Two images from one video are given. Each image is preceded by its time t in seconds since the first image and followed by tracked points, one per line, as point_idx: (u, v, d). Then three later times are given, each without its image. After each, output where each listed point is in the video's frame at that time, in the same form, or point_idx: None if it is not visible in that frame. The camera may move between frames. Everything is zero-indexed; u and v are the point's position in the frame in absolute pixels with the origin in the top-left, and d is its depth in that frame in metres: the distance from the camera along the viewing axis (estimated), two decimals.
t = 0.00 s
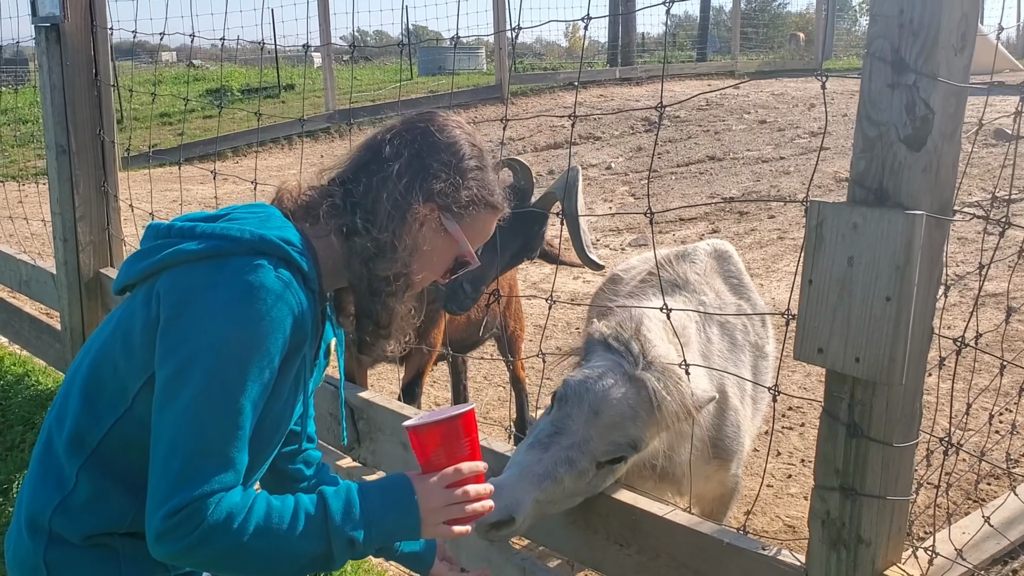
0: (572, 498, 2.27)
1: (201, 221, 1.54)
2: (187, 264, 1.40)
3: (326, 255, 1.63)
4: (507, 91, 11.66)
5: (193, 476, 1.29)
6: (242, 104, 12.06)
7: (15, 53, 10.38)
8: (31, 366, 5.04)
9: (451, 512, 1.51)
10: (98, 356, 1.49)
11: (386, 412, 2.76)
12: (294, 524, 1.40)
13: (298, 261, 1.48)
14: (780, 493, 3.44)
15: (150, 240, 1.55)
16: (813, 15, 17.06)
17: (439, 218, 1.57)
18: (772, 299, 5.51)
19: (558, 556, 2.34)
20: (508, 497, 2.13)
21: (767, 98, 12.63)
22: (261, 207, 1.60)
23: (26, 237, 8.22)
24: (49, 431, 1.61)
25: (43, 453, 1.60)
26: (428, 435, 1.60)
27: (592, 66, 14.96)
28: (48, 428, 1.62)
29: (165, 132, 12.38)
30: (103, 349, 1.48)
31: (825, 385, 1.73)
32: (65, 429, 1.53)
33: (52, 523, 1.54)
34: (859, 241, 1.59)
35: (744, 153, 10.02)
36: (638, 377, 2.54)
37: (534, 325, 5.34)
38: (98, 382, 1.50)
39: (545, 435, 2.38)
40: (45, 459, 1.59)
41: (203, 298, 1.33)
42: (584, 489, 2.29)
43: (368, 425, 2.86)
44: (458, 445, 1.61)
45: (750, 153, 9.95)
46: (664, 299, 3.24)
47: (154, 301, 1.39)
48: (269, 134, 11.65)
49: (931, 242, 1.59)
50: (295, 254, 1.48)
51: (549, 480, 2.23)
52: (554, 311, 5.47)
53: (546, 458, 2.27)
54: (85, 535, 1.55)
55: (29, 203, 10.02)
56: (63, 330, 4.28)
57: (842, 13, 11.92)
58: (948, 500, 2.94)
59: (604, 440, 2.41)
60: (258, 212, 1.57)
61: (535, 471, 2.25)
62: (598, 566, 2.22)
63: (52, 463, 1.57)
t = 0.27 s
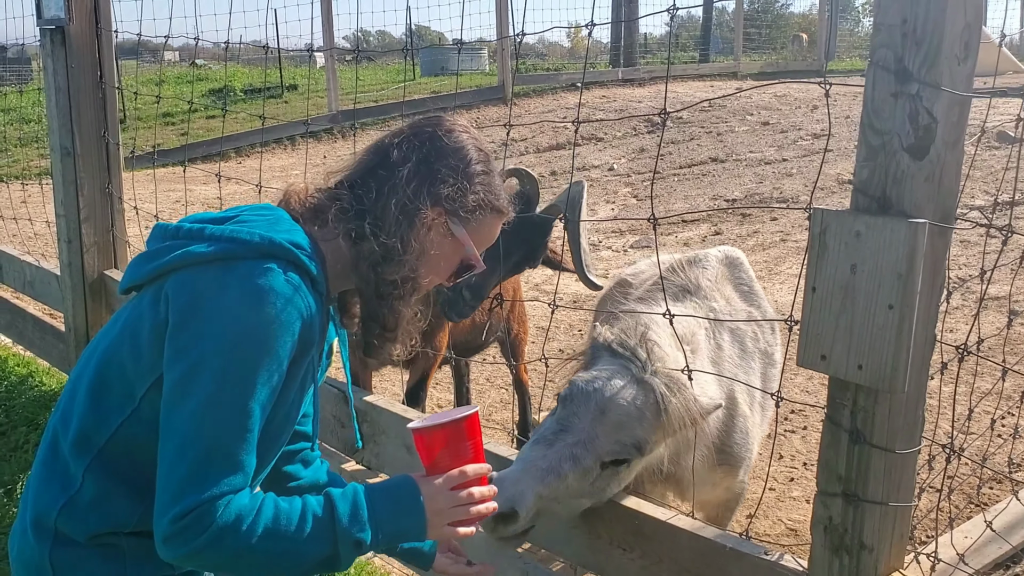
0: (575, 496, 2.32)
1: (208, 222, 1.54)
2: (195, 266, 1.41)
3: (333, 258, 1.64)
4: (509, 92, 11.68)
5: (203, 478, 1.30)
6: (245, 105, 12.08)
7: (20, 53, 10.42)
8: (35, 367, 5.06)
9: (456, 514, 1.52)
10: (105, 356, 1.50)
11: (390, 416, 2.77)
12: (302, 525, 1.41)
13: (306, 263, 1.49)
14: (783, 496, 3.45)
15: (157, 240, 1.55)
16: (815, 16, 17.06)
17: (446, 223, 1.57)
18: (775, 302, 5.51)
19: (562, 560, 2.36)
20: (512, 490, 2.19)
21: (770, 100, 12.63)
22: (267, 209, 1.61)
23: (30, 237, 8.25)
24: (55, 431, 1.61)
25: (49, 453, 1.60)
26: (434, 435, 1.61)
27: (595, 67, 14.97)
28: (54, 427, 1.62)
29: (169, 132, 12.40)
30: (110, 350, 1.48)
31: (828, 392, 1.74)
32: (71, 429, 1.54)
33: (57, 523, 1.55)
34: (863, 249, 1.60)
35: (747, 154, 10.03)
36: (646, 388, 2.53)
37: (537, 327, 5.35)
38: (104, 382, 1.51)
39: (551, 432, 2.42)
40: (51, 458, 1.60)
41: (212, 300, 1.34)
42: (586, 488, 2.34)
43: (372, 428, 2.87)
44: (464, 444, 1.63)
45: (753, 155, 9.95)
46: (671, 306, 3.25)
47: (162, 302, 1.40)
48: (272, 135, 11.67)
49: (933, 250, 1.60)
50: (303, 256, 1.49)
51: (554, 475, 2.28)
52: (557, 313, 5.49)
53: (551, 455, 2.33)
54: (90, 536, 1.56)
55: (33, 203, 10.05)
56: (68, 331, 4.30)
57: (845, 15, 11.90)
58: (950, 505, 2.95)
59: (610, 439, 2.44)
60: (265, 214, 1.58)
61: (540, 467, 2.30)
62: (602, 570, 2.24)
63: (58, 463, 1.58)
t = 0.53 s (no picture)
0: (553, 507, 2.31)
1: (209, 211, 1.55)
2: (196, 256, 1.41)
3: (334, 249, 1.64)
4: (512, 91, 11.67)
5: (203, 467, 1.30)
6: (248, 103, 12.09)
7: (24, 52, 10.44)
8: (37, 364, 5.07)
9: (455, 505, 1.55)
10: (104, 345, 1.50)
11: (391, 413, 2.78)
12: (302, 515, 1.42)
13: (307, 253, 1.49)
14: (784, 496, 3.45)
15: (158, 229, 1.55)
16: (818, 15, 17.05)
17: (447, 213, 1.59)
18: (777, 301, 5.51)
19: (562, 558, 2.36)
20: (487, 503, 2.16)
21: (773, 99, 12.62)
22: (268, 198, 1.61)
23: (33, 235, 8.26)
24: (54, 419, 1.62)
25: (48, 441, 1.61)
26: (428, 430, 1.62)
27: (598, 66, 14.96)
28: (53, 416, 1.63)
29: (171, 130, 12.42)
30: (110, 338, 1.49)
31: (829, 390, 1.74)
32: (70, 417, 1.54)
33: (57, 509, 1.56)
34: (864, 247, 1.60)
35: (749, 154, 10.03)
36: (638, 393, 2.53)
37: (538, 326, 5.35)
38: (104, 371, 1.51)
39: (527, 443, 2.40)
40: (50, 445, 1.60)
41: (212, 289, 1.34)
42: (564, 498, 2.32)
43: (374, 425, 2.87)
44: (455, 442, 1.63)
45: (755, 155, 9.95)
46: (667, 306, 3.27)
47: (163, 291, 1.40)
48: (274, 133, 11.68)
49: (934, 249, 1.60)
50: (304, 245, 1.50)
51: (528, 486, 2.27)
52: (558, 312, 5.49)
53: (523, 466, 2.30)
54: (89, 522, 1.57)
55: (36, 200, 10.07)
56: (70, 328, 4.31)
57: (848, 15, 11.89)
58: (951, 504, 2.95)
59: (586, 447, 2.40)
60: (266, 203, 1.58)
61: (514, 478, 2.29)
62: (602, 568, 2.24)
63: (57, 451, 1.59)
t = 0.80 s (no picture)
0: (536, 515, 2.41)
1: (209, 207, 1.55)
2: (198, 253, 1.42)
3: (335, 245, 1.65)
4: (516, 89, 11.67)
5: (204, 464, 1.30)
6: (252, 101, 12.10)
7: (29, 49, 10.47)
8: (40, 360, 5.08)
9: (457, 503, 1.55)
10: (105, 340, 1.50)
11: (393, 410, 2.78)
12: (304, 511, 1.42)
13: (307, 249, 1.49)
14: (786, 494, 3.45)
15: (159, 225, 1.56)
16: (823, 15, 17.02)
17: (448, 207, 1.59)
18: (780, 301, 5.51)
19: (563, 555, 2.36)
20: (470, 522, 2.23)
21: (777, 99, 12.61)
22: (269, 194, 1.61)
23: (37, 232, 8.28)
24: (55, 414, 1.62)
25: (49, 436, 1.61)
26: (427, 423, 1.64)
27: (602, 65, 14.96)
28: (54, 410, 1.63)
29: (175, 128, 12.44)
30: (111, 334, 1.49)
31: (831, 388, 1.74)
32: (72, 413, 1.55)
33: (58, 504, 1.56)
34: (867, 245, 1.60)
35: (753, 153, 10.02)
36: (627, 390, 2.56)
37: (541, 324, 5.36)
38: (105, 366, 1.52)
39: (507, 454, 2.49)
40: (51, 441, 1.61)
41: (213, 286, 1.34)
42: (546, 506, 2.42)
43: (376, 422, 2.87)
44: (452, 439, 1.65)
45: (759, 154, 9.94)
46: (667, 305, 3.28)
47: (163, 287, 1.40)
48: (278, 131, 11.69)
49: (937, 247, 1.60)
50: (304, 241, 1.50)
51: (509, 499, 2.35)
52: (561, 310, 5.49)
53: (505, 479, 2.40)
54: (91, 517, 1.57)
55: (40, 198, 10.09)
56: (74, 325, 4.32)
57: (853, 14, 11.88)
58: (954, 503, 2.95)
59: (563, 454, 2.48)
60: (267, 199, 1.58)
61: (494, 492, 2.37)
62: (604, 566, 2.24)
63: (59, 446, 1.59)
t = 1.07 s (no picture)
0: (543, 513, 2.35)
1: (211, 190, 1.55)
2: (200, 235, 1.42)
3: (337, 226, 1.66)
4: (519, 89, 11.67)
5: (208, 447, 1.30)
6: (255, 100, 12.12)
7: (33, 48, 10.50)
8: (44, 358, 5.09)
9: (462, 486, 1.55)
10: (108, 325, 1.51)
11: (395, 408, 2.78)
12: (308, 495, 1.42)
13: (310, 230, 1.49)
14: (788, 494, 3.44)
15: (161, 208, 1.56)
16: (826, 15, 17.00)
17: (450, 184, 1.58)
18: (782, 301, 5.51)
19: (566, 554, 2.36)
20: (477, 520, 2.19)
21: (780, 99, 12.59)
22: (272, 175, 1.61)
23: (41, 230, 8.30)
24: (58, 399, 1.63)
25: (53, 423, 1.62)
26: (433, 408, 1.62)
27: (605, 65, 14.96)
28: (57, 396, 1.64)
29: (179, 127, 12.46)
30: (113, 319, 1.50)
31: (834, 386, 1.73)
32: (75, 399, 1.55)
33: (62, 490, 1.57)
34: (870, 244, 1.59)
35: (756, 153, 10.01)
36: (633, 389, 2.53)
37: (543, 323, 5.36)
38: (108, 351, 1.52)
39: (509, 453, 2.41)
40: (54, 427, 1.61)
41: (216, 269, 1.35)
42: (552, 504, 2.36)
43: (378, 421, 2.88)
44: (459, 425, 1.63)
45: (762, 154, 9.94)
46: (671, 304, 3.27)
47: (166, 271, 1.41)
48: (281, 130, 11.71)
49: (940, 246, 1.60)
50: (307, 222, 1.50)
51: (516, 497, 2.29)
52: (564, 309, 5.50)
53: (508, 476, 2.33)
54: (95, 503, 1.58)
55: (43, 196, 10.11)
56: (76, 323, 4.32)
57: (856, 14, 11.86)
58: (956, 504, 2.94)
59: (565, 450, 2.41)
60: (270, 181, 1.58)
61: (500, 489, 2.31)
62: (606, 565, 2.24)
63: (62, 432, 1.60)
